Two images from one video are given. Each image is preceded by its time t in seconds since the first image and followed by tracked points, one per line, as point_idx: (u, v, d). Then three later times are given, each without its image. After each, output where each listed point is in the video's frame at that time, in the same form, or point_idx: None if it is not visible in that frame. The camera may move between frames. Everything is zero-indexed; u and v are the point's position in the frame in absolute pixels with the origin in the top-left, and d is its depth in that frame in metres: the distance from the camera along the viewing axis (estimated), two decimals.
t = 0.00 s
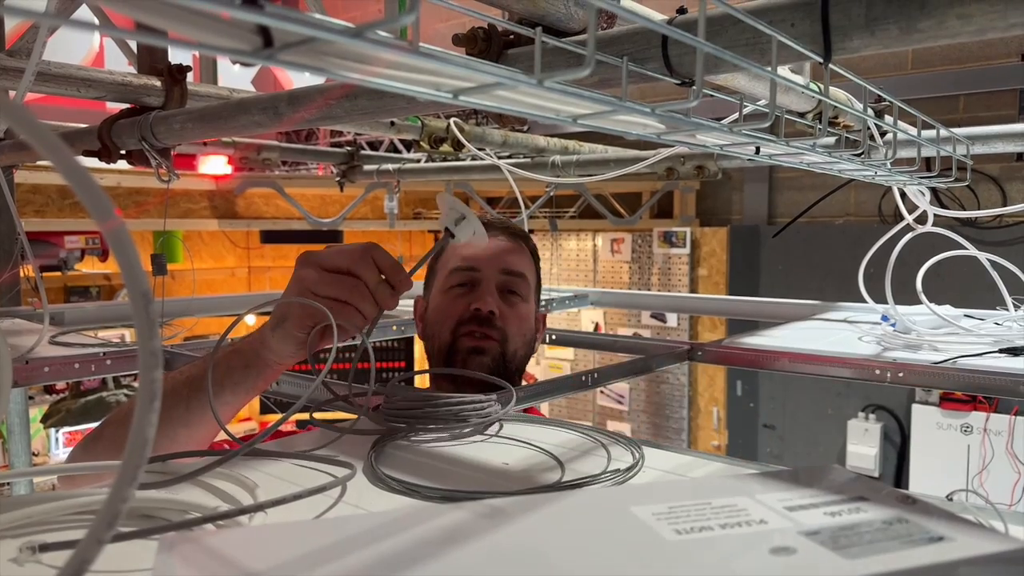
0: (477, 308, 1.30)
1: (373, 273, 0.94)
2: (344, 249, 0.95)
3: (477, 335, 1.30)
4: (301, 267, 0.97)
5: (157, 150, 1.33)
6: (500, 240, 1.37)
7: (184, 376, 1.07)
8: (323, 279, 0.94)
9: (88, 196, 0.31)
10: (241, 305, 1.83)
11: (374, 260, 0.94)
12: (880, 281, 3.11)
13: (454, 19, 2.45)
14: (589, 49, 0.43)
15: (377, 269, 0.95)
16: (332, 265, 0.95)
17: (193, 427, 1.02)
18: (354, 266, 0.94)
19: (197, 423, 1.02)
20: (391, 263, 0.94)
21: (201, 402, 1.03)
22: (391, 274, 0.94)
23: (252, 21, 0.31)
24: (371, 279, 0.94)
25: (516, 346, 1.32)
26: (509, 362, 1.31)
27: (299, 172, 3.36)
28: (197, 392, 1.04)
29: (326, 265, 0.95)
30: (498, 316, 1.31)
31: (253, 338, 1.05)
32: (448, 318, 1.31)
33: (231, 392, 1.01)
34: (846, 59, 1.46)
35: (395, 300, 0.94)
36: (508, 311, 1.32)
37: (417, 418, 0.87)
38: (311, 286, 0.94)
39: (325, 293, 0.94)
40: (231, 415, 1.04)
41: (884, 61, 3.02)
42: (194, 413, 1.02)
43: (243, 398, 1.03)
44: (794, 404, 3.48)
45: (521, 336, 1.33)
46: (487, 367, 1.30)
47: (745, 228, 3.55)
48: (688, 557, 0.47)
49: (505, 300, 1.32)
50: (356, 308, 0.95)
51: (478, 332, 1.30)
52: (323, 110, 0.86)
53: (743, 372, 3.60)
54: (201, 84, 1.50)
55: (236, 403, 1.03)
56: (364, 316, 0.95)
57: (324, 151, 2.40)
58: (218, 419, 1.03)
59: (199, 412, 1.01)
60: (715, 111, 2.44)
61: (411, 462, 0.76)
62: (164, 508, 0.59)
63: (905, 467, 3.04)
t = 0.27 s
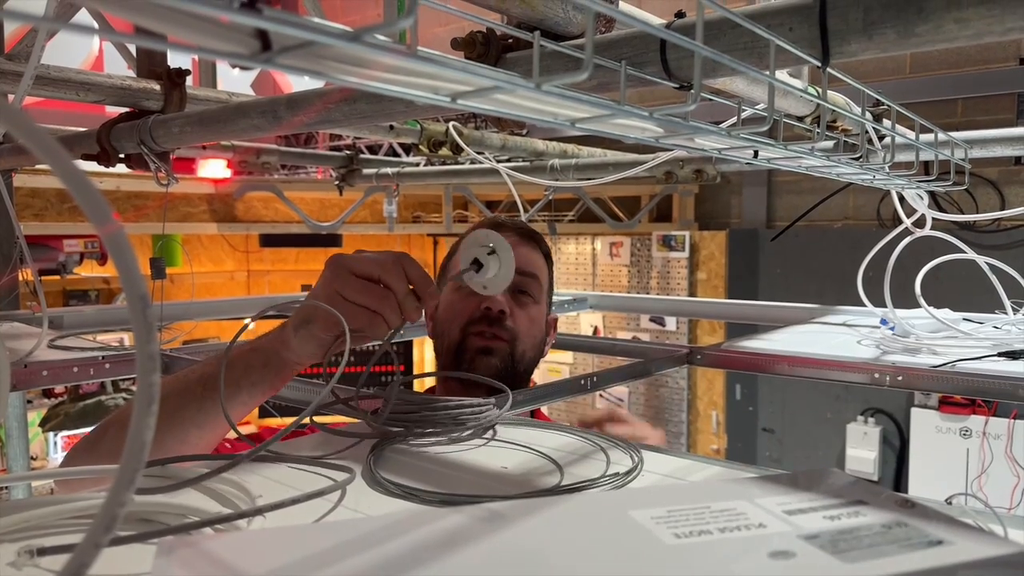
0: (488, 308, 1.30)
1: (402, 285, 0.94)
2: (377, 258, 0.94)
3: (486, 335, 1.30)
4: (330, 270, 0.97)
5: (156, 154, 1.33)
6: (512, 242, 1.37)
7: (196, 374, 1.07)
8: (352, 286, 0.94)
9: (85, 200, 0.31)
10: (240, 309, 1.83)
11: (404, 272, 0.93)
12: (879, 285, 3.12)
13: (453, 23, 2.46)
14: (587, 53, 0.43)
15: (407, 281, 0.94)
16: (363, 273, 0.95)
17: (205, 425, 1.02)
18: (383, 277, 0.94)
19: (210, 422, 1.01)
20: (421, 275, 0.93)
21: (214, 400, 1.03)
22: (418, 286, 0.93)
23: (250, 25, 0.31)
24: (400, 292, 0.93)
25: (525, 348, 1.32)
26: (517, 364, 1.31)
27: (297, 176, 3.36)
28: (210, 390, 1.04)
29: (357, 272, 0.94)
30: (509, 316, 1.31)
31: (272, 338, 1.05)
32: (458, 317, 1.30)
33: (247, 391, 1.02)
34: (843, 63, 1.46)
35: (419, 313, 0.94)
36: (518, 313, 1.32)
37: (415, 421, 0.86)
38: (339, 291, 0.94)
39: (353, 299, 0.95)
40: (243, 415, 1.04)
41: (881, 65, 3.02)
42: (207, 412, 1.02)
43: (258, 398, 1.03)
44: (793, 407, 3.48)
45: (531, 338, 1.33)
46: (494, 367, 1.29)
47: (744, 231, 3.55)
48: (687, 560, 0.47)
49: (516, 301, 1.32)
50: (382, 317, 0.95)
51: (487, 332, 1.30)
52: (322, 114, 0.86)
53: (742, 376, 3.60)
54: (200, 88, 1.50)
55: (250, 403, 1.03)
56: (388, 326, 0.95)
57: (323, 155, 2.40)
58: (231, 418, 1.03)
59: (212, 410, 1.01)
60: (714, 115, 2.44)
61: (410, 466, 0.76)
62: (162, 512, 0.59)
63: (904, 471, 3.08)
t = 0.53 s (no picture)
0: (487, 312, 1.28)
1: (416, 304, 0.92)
2: (395, 272, 0.93)
3: (485, 340, 1.29)
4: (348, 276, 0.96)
5: (156, 157, 1.33)
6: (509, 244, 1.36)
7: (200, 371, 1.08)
8: (367, 298, 0.93)
9: (85, 203, 0.31)
10: (240, 312, 1.83)
11: (420, 290, 0.92)
12: (879, 288, 3.12)
13: (453, 26, 2.46)
14: (587, 56, 0.43)
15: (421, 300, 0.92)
16: (379, 286, 0.94)
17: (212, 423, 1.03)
18: (399, 292, 0.92)
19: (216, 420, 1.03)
20: (435, 296, 0.92)
21: (220, 398, 1.04)
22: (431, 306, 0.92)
23: (250, 28, 0.31)
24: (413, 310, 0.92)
25: (524, 353, 1.33)
26: (517, 370, 1.32)
27: (297, 179, 3.36)
28: (216, 388, 1.05)
29: (374, 285, 0.94)
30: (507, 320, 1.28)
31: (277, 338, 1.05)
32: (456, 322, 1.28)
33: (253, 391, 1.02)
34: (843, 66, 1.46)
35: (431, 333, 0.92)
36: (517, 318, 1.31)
37: (417, 425, 0.87)
38: (355, 301, 0.94)
39: (367, 311, 0.94)
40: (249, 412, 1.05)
41: (881, 68, 3.03)
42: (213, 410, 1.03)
43: (263, 397, 1.04)
44: (793, 410, 3.47)
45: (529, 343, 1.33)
46: (493, 374, 1.30)
47: (743, 234, 3.55)
48: (688, 564, 0.47)
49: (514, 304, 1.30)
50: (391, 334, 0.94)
51: (486, 338, 1.29)
52: (322, 117, 0.86)
53: (742, 379, 3.60)
54: (201, 91, 1.51)
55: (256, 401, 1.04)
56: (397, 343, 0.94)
57: (323, 157, 2.40)
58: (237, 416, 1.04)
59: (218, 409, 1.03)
60: (714, 118, 2.45)
61: (410, 469, 0.76)
62: (161, 515, 0.59)
63: (905, 474, 3.09)
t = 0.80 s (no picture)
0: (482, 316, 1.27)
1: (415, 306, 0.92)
2: (400, 270, 0.94)
3: (481, 345, 1.29)
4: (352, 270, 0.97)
5: (156, 160, 1.33)
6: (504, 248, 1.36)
7: (197, 365, 1.09)
8: (366, 291, 0.93)
9: (85, 205, 0.31)
10: (241, 314, 1.83)
11: (422, 292, 0.92)
12: (880, 291, 3.12)
13: (454, 29, 2.46)
14: (587, 58, 0.43)
15: (421, 303, 0.93)
16: (380, 284, 0.94)
17: (204, 416, 1.03)
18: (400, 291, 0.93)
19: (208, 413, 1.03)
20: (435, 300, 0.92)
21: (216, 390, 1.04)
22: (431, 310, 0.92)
23: (251, 31, 0.31)
24: (411, 311, 0.92)
25: (521, 357, 1.32)
26: (515, 374, 1.31)
27: (298, 181, 3.36)
28: (211, 380, 1.05)
29: (375, 281, 0.94)
30: (503, 324, 1.28)
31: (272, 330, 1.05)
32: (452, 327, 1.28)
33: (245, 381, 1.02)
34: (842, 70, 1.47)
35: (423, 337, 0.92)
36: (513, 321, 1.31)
37: (418, 425, 0.88)
38: (351, 292, 0.93)
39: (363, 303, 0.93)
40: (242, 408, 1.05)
41: (881, 71, 3.03)
42: (206, 402, 1.03)
43: (256, 389, 1.04)
44: (794, 413, 3.47)
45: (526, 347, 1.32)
46: (490, 378, 1.30)
47: (744, 237, 3.55)
48: (689, 567, 0.47)
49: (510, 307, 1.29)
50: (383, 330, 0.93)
51: (483, 342, 1.28)
52: (323, 119, 0.86)
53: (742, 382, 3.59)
54: (201, 93, 1.51)
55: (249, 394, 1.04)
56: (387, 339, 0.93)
57: (323, 160, 2.40)
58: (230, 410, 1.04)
59: (211, 401, 1.03)
60: (714, 120, 2.45)
61: (410, 472, 0.76)
62: (162, 518, 0.58)
63: (905, 476, 3.10)
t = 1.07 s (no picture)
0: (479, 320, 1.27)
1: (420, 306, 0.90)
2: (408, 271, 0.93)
3: (480, 349, 1.29)
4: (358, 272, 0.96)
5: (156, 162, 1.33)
6: (502, 251, 1.36)
7: (201, 359, 1.09)
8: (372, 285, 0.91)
9: (85, 208, 0.31)
10: (241, 316, 1.83)
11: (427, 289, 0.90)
12: (880, 293, 3.12)
13: (454, 31, 2.47)
14: (587, 60, 0.43)
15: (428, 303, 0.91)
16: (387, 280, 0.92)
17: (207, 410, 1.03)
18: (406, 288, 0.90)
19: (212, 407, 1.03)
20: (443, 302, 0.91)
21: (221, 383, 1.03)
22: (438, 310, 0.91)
23: (251, 33, 0.31)
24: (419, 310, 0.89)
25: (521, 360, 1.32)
26: (514, 376, 1.32)
27: (298, 183, 3.36)
28: (215, 374, 1.05)
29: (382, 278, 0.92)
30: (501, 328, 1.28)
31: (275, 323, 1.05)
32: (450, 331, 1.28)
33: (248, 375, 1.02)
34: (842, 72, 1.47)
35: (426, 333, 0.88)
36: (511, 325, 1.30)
37: (417, 427, 0.87)
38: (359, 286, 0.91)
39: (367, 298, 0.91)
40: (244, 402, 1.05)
41: (881, 73, 3.03)
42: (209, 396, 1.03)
43: (258, 384, 1.03)
44: (794, 416, 3.46)
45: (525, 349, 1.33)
46: (490, 381, 1.31)
47: (744, 239, 3.55)
48: (689, 570, 0.47)
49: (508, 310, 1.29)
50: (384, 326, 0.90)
51: (481, 346, 1.28)
52: (323, 122, 0.86)
53: (742, 385, 3.59)
54: (202, 95, 1.51)
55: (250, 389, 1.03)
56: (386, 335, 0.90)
57: (324, 162, 2.40)
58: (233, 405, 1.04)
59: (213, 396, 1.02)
60: (714, 123, 2.45)
61: (410, 474, 0.76)
62: (161, 520, 0.58)
63: (905, 479, 3.09)
